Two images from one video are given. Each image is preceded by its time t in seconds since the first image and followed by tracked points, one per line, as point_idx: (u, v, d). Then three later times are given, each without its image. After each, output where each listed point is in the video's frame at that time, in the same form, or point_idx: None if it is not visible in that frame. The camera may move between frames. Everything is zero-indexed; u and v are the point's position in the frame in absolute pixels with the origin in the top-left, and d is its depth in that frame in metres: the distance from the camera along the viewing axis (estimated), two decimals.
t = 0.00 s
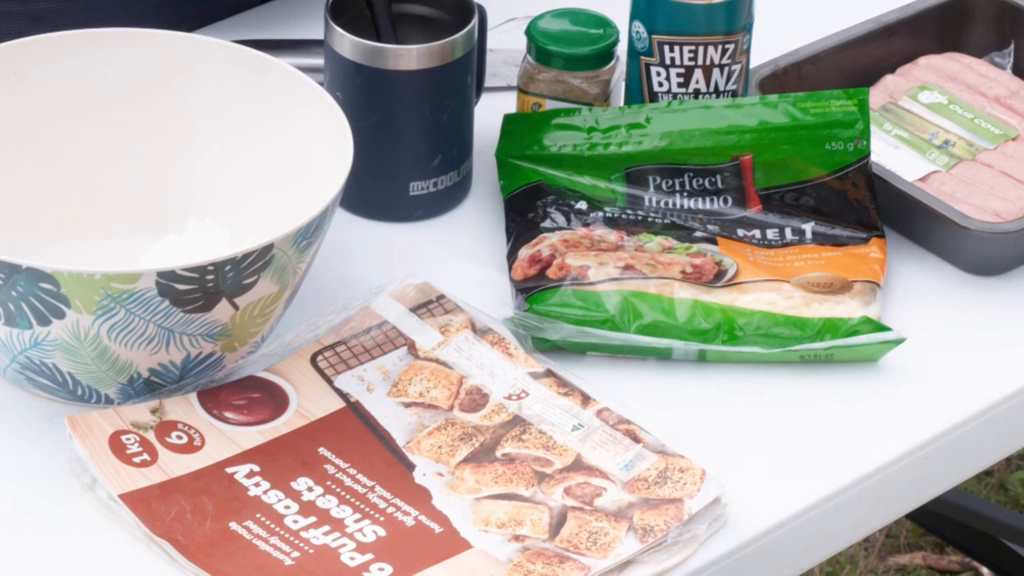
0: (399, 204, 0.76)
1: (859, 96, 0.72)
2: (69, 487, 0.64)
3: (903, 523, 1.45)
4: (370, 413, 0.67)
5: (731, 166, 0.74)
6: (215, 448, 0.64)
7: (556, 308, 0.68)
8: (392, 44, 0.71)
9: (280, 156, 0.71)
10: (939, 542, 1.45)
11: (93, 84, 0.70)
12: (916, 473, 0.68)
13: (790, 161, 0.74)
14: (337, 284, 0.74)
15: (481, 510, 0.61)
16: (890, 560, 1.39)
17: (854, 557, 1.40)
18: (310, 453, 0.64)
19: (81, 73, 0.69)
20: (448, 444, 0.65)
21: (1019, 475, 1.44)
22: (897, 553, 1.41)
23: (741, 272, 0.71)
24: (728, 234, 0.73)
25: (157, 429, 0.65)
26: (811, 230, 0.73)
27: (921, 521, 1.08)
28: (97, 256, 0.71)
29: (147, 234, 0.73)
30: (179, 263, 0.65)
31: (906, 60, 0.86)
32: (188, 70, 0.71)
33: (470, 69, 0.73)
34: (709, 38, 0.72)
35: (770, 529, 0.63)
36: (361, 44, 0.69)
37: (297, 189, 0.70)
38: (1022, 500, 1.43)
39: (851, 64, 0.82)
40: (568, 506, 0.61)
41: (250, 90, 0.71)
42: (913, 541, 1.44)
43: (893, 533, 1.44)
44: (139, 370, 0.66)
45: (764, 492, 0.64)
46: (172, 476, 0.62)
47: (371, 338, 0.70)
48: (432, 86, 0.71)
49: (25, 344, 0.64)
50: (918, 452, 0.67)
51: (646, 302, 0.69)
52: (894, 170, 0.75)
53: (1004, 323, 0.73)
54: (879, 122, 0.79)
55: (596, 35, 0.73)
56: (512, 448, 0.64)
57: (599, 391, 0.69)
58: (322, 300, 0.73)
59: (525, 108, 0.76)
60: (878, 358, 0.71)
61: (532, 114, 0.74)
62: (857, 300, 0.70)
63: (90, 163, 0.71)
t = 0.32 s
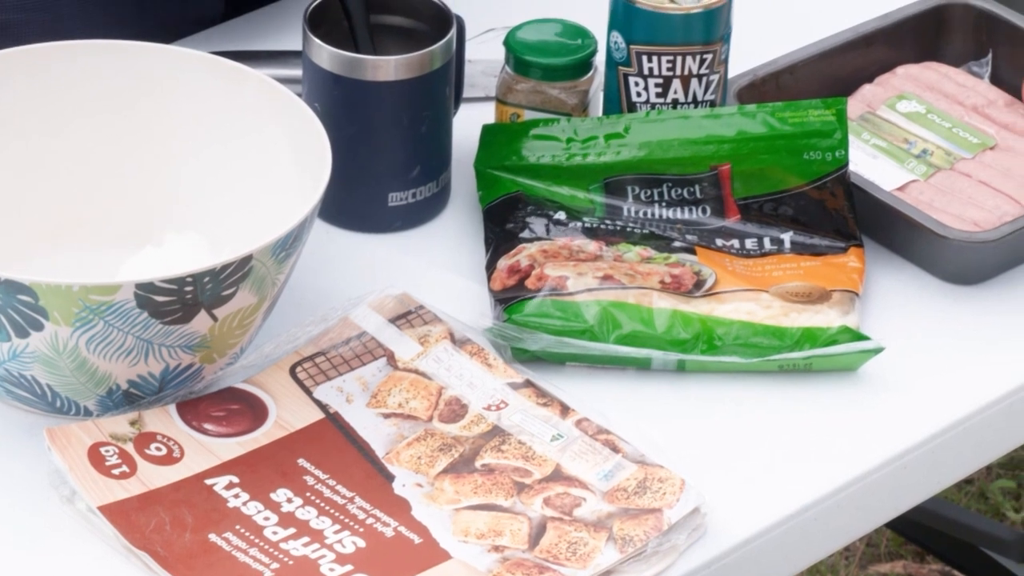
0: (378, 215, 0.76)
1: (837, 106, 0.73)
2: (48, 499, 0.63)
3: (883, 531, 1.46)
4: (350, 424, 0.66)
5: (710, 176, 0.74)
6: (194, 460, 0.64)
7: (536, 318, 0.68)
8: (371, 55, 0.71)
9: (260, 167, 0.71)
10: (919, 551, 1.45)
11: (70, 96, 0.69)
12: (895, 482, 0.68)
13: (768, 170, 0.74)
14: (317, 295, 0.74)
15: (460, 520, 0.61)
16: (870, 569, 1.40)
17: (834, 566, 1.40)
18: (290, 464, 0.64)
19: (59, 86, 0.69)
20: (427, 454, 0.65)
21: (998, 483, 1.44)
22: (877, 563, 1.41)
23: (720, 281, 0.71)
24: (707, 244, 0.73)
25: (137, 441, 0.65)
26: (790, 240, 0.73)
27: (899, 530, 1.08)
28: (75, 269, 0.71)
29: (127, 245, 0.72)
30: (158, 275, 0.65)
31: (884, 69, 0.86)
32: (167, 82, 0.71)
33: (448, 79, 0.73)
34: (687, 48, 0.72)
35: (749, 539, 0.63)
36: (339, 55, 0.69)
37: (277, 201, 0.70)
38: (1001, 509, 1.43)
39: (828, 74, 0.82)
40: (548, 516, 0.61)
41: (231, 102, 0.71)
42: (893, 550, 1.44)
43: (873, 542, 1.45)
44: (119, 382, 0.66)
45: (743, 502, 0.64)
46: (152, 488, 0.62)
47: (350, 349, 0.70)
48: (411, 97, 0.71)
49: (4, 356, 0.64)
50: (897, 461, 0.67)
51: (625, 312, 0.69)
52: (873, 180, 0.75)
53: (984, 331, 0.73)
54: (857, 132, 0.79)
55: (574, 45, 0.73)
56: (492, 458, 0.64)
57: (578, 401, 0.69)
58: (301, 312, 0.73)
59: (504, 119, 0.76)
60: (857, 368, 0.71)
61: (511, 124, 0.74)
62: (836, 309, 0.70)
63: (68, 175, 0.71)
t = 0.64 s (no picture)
0: (357, 226, 0.76)
1: (816, 116, 0.73)
2: (28, 511, 0.63)
3: (864, 539, 1.46)
4: (329, 435, 0.66)
5: (689, 185, 0.74)
6: (174, 472, 0.64)
7: (515, 329, 0.68)
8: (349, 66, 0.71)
9: (241, 178, 0.71)
10: (899, 560, 1.45)
11: (49, 108, 0.70)
12: (874, 492, 0.68)
13: (747, 180, 0.74)
14: (296, 307, 0.74)
15: (440, 531, 0.61)
16: None
17: None
18: (268, 475, 0.64)
19: (37, 98, 0.69)
20: (407, 465, 0.65)
21: (979, 491, 1.45)
22: (858, 572, 1.42)
23: (699, 291, 0.71)
24: (686, 254, 0.73)
25: (116, 453, 0.65)
26: (768, 249, 0.73)
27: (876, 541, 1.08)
28: (54, 281, 0.71)
29: (106, 257, 0.72)
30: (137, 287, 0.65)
31: (864, 78, 0.86)
32: (146, 94, 0.71)
33: (427, 90, 0.73)
34: (666, 58, 0.72)
35: (728, 549, 0.63)
36: (317, 66, 0.69)
37: (256, 212, 0.70)
38: (982, 517, 1.43)
39: (806, 84, 0.82)
40: (527, 527, 0.61)
41: (210, 114, 0.71)
42: (874, 559, 1.44)
43: (854, 551, 1.45)
44: (98, 395, 0.66)
45: (723, 512, 0.64)
46: (131, 499, 0.62)
47: (329, 360, 0.70)
48: (389, 107, 0.71)
49: None
50: (877, 471, 0.67)
51: (604, 322, 0.69)
52: (851, 189, 0.75)
53: (963, 339, 0.73)
54: (835, 141, 0.79)
55: (553, 56, 0.73)
56: (471, 469, 0.64)
57: (558, 412, 0.69)
58: (281, 323, 0.73)
59: (483, 129, 0.76)
60: (835, 377, 0.71)
61: (489, 135, 0.74)
62: (815, 319, 0.70)
63: (47, 188, 0.71)
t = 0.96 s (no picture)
0: (336, 238, 0.76)
1: (794, 126, 0.73)
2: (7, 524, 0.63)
3: (844, 548, 1.47)
4: (308, 447, 0.66)
5: (667, 197, 0.74)
6: (153, 484, 0.64)
7: (494, 340, 0.68)
8: (328, 78, 0.71)
9: (221, 189, 0.71)
10: (880, 568, 1.46)
11: (28, 120, 0.70)
12: (853, 502, 0.68)
13: (725, 191, 0.74)
14: (275, 318, 0.74)
15: (420, 542, 0.61)
16: None
17: None
18: (248, 487, 0.64)
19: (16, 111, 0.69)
20: (386, 476, 0.65)
21: (959, 501, 1.45)
22: None
23: (679, 301, 0.71)
24: (665, 264, 0.73)
25: (95, 465, 0.64)
26: (747, 260, 0.73)
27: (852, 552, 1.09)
28: (32, 293, 0.71)
29: (85, 269, 0.72)
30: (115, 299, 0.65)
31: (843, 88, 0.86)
32: (125, 106, 0.71)
33: (406, 101, 0.73)
34: (644, 69, 0.72)
35: (708, 559, 0.63)
36: (296, 78, 0.69)
37: (236, 224, 0.70)
38: (962, 526, 1.44)
39: (785, 93, 0.82)
40: (507, 538, 0.61)
41: (190, 126, 0.71)
42: (854, 568, 1.45)
43: (835, 560, 1.46)
44: (76, 407, 0.66)
45: (703, 522, 0.64)
46: (111, 512, 0.62)
47: (309, 371, 0.70)
48: (369, 118, 0.71)
49: None
50: (857, 480, 0.67)
51: (583, 332, 0.69)
52: (830, 200, 0.75)
53: (944, 347, 0.73)
54: (814, 151, 0.79)
55: (531, 67, 0.73)
56: (451, 480, 0.64)
57: (537, 422, 0.69)
58: (259, 335, 0.73)
59: (462, 140, 0.76)
60: (814, 387, 0.71)
61: (467, 147, 0.74)
62: (793, 328, 0.70)
63: (26, 200, 0.71)
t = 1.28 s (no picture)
0: (316, 249, 0.76)
1: (773, 136, 0.73)
2: None
3: (827, 558, 1.47)
4: (289, 458, 0.66)
5: (647, 207, 0.74)
6: (133, 497, 0.64)
7: (474, 351, 0.68)
8: (307, 89, 0.71)
9: (202, 202, 0.71)
10: None
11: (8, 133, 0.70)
12: (833, 512, 0.68)
13: (705, 202, 0.74)
14: (255, 330, 0.74)
15: (400, 554, 0.61)
16: None
17: None
18: (228, 499, 0.64)
19: None
20: (366, 487, 0.64)
21: (940, 509, 1.45)
22: None
23: (659, 311, 0.71)
24: (644, 275, 0.73)
25: (75, 477, 0.64)
26: (727, 270, 0.73)
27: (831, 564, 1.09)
28: (11, 305, 0.71)
29: (65, 280, 0.72)
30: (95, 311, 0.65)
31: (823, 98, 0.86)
32: (105, 118, 0.71)
33: (385, 113, 0.73)
34: (623, 79, 0.72)
35: (687, 570, 0.63)
36: (275, 89, 0.69)
37: (216, 235, 0.70)
38: (944, 535, 1.44)
39: (764, 104, 0.82)
40: (487, 549, 0.61)
41: (170, 138, 0.71)
42: None
43: (816, 570, 1.46)
44: (56, 419, 0.66)
45: (683, 532, 0.64)
46: (91, 524, 0.62)
47: (289, 383, 0.70)
48: (348, 130, 0.71)
49: None
50: (836, 490, 0.67)
51: (563, 343, 0.69)
52: (809, 210, 0.75)
53: (924, 356, 0.73)
54: (793, 161, 0.80)
55: (511, 77, 0.73)
56: (431, 491, 0.64)
57: (518, 433, 0.69)
58: (240, 347, 0.73)
59: (442, 151, 0.76)
60: (794, 396, 0.71)
61: (447, 158, 0.74)
62: (773, 339, 0.70)
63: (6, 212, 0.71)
